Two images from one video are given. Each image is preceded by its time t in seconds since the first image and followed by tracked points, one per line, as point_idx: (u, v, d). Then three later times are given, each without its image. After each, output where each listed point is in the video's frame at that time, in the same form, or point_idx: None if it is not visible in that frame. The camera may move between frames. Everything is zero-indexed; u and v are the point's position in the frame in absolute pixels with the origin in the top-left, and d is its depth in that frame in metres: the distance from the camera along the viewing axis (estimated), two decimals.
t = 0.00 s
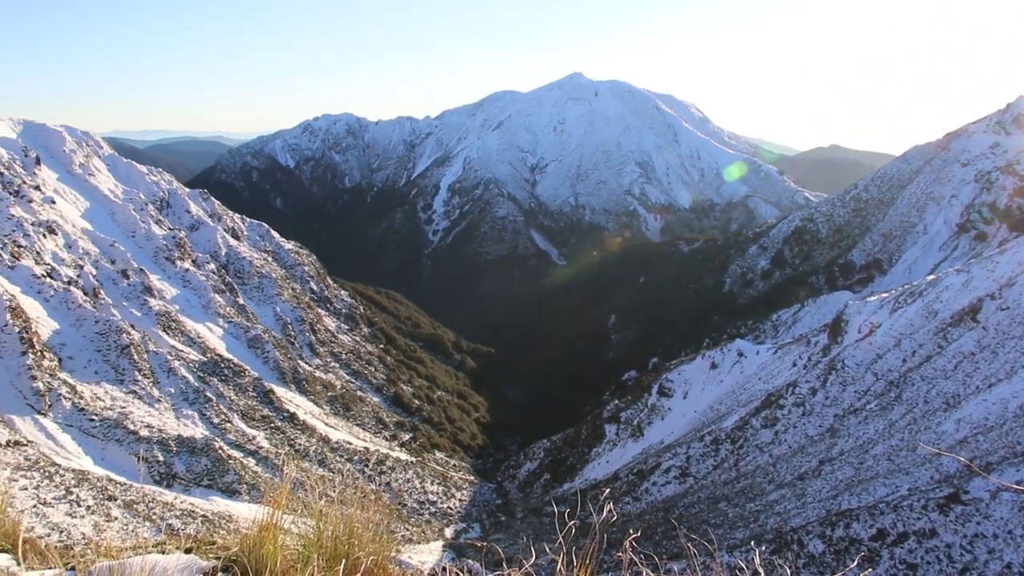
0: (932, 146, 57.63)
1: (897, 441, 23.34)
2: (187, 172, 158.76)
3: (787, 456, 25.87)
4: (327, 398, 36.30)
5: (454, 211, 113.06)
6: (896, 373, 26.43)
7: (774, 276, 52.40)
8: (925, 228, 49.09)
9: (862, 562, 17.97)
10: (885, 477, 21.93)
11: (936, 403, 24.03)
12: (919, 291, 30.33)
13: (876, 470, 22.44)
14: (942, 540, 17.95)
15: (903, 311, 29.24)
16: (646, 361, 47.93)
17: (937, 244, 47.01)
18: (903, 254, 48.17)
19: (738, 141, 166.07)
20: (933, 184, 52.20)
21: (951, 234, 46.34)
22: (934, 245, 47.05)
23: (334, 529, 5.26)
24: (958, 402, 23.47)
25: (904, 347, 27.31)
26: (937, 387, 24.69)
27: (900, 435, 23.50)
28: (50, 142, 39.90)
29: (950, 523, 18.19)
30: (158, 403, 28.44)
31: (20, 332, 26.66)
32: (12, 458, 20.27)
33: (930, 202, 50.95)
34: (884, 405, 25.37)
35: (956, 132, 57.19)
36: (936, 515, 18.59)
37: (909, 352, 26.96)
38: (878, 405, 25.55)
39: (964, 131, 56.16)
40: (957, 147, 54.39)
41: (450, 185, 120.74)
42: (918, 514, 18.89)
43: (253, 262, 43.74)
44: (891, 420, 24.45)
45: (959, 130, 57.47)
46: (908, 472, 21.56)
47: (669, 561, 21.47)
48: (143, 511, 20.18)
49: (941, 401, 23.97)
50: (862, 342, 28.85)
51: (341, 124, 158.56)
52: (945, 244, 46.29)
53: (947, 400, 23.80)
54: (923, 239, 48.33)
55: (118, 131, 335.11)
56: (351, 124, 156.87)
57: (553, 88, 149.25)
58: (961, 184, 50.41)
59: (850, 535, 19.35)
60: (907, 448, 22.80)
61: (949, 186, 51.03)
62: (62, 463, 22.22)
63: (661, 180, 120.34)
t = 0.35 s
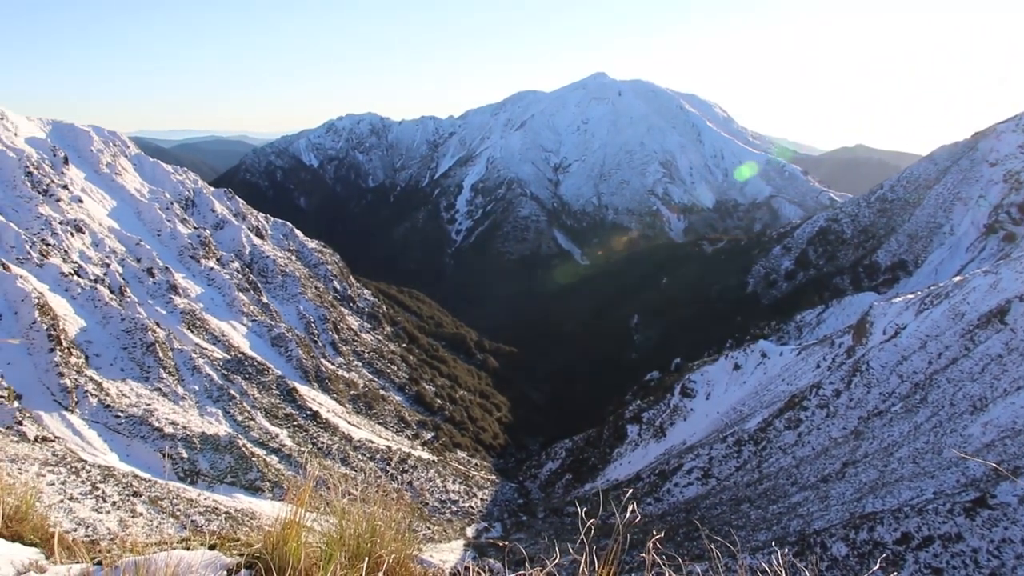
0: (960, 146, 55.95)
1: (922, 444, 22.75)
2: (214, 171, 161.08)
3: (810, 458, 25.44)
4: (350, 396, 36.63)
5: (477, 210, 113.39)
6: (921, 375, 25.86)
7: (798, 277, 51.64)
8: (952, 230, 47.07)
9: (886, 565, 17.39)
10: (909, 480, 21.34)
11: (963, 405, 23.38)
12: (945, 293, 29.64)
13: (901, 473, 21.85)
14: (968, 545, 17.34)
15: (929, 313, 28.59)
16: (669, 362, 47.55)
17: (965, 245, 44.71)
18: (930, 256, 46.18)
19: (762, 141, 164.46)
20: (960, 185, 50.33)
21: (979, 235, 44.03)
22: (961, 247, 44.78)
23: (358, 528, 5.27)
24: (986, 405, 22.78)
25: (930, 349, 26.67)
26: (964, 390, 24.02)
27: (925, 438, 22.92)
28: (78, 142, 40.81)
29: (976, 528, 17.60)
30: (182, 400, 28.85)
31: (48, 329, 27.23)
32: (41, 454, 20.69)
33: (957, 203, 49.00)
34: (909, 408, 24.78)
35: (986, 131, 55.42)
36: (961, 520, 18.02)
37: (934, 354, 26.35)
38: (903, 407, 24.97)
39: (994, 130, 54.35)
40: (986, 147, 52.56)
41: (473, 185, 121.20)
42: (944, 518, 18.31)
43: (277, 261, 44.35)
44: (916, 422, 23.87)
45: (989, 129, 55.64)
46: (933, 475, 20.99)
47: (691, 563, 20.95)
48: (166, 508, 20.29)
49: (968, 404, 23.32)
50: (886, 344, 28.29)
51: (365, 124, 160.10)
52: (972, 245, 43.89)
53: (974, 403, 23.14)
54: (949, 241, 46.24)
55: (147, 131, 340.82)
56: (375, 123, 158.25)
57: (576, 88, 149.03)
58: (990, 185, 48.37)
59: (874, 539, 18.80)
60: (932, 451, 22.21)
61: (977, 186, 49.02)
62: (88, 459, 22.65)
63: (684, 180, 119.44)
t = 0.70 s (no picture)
0: (989, 145, 54.42)
1: (949, 447, 22.15)
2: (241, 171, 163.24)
3: (834, 461, 25.00)
4: (373, 395, 36.88)
5: (500, 210, 113.54)
6: (947, 378, 25.25)
7: (823, 278, 50.78)
8: (980, 231, 45.08)
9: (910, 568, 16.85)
10: (935, 483, 20.75)
11: (991, 408, 22.70)
12: (972, 294, 28.95)
13: (927, 476, 21.23)
14: (996, 550, 16.72)
15: (955, 314, 27.90)
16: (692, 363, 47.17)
17: (993, 246, 42.69)
18: (956, 257, 44.19)
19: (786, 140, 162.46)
20: (988, 184, 48.35)
21: (1008, 235, 41.92)
22: (989, 248, 42.76)
23: (380, 526, 5.27)
24: (1015, 408, 22.01)
25: (956, 351, 26.02)
26: (992, 392, 23.30)
27: (952, 441, 22.32)
28: (106, 142, 41.75)
29: (1005, 533, 16.97)
30: (207, 398, 29.27)
31: (75, 327, 27.83)
32: (68, 450, 21.10)
33: (985, 203, 47.02)
34: (935, 410, 24.18)
35: (1016, 130, 53.66)
36: (989, 524, 17.42)
37: (961, 356, 25.70)
38: (929, 410, 24.37)
39: None
40: (1015, 147, 50.55)
41: (496, 184, 121.39)
42: (971, 522, 17.73)
43: (301, 260, 44.89)
44: (941, 425, 23.26)
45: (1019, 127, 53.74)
46: (960, 478, 20.38)
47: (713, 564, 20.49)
48: (190, 505, 20.53)
49: (996, 407, 22.62)
50: (912, 346, 27.70)
51: (389, 123, 161.30)
52: (1001, 246, 41.88)
53: (1003, 406, 22.44)
54: (977, 242, 44.22)
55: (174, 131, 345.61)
56: (398, 123, 159.40)
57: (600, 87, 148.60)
58: (1019, 184, 46.31)
59: (899, 542, 18.23)
60: (959, 454, 21.59)
61: (1006, 186, 46.96)
62: (113, 455, 23.07)
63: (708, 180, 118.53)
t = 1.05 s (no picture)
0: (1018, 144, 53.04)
1: (973, 449, 21.60)
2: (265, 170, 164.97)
3: (857, 463, 24.54)
4: (394, 394, 37.05)
5: (521, 209, 113.59)
6: (972, 380, 24.67)
7: (846, 278, 49.82)
8: (1007, 232, 43.35)
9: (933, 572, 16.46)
10: (959, 486, 20.25)
11: (1016, 411, 22.09)
12: (998, 295, 28.22)
13: (951, 479, 20.71)
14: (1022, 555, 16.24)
15: (981, 315, 27.21)
16: (714, 363, 46.75)
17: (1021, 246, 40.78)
18: (982, 258, 42.51)
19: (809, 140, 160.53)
20: (1016, 184, 46.62)
21: None
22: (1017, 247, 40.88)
23: (401, 525, 5.25)
24: None
25: (982, 353, 25.38)
26: (1019, 395, 22.65)
27: (976, 444, 21.76)
28: (129, 141, 42.83)
29: None
30: (229, 396, 29.60)
31: (99, 325, 28.32)
32: (92, 447, 21.48)
33: (1013, 203, 45.31)
34: (959, 413, 23.63)
35: None
36: (1016, 528, 16.93)
37: (986, 358, 25.07)
38: (953, 413, 23.81)
39: None
40: None
41: (518, 183, 121.45)
42: (996, 527, 17.25)
43: (323, 259, 45.34)
44: (966, 428, 22.72)
45: None
46: (984, 481, 19.86)
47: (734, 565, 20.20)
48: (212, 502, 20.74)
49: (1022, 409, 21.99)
50: (936, 348, 27.08)
51: (411, 122, 162.20)
52: None
53: None
54: (1003, 242, 42.45)
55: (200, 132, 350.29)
56: (420, 122, 160.30)
57: (621, 87, 147.93)
58: None
59: (922, 546, 17.82)
60: (984, 457, 21.04)
61: None
62: (136, 452, 23.44)
63: (729, 180, 117.52)
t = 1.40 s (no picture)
0: None
1: (1000, 452, 21.05)
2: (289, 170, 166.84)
3: (880, 465, 24.02)
4: (415, 393, 37.22)
5: (543, 208, 113.50)
6: (999, 382, 24.04)
7: (870, 279, 48.79)
8: None
9: None
10: (985, 490, 19.74)
11: None
12: None
13: (976, 482, 20.20)
14: None
15: (1008, 316, 26.46)
16: (736, 364, 46.27)
17: None
18: (1010, 258, 41.00)
19: (832, 139, 158.33)
20: None
21: None
22: None
23: (423, 525, 5.24)
24: None
25: (1009, 354, 24.69)
26: None
27: (1003, 447, 21.20)
28: (155, 142, 43.72)
29: None
30: (252, 394, 29.97)
31: (125, 323, 28.84)
32: (118, 444, 21.88)
33: None
34: (986, 415, 23.05)
35: None
36: None
37: (1013, 360, 24.41)
38: (978, 415, 23.26)
39: None
40: None
41: (540, 183, 121.35)
42: None
43: (345, 259, 45.74)
44: (992, 431, 22.14)
45: None
46: (1012, 485, 19.34)
47: (756, 566, 19.91)
48: (235, 500, 20.87)
49: None
50: (962, 348, 26.38)
51: (433, 122, 163.02)
52: None
53: None
54: None
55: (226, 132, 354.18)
56: (442, 122, 161.10)
57: (644, 86, 147.10)
58: None
59: (947, 549, 17.44)
60: (1012, 460, 20.49)
61: None
62: (160, 449, 23.83)
63: (752, 180, 116.27)
